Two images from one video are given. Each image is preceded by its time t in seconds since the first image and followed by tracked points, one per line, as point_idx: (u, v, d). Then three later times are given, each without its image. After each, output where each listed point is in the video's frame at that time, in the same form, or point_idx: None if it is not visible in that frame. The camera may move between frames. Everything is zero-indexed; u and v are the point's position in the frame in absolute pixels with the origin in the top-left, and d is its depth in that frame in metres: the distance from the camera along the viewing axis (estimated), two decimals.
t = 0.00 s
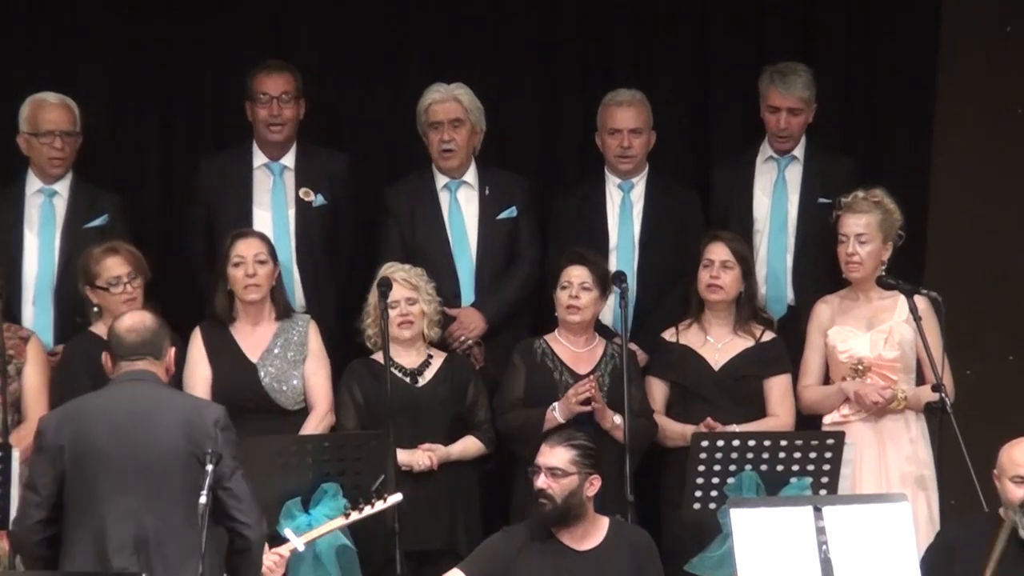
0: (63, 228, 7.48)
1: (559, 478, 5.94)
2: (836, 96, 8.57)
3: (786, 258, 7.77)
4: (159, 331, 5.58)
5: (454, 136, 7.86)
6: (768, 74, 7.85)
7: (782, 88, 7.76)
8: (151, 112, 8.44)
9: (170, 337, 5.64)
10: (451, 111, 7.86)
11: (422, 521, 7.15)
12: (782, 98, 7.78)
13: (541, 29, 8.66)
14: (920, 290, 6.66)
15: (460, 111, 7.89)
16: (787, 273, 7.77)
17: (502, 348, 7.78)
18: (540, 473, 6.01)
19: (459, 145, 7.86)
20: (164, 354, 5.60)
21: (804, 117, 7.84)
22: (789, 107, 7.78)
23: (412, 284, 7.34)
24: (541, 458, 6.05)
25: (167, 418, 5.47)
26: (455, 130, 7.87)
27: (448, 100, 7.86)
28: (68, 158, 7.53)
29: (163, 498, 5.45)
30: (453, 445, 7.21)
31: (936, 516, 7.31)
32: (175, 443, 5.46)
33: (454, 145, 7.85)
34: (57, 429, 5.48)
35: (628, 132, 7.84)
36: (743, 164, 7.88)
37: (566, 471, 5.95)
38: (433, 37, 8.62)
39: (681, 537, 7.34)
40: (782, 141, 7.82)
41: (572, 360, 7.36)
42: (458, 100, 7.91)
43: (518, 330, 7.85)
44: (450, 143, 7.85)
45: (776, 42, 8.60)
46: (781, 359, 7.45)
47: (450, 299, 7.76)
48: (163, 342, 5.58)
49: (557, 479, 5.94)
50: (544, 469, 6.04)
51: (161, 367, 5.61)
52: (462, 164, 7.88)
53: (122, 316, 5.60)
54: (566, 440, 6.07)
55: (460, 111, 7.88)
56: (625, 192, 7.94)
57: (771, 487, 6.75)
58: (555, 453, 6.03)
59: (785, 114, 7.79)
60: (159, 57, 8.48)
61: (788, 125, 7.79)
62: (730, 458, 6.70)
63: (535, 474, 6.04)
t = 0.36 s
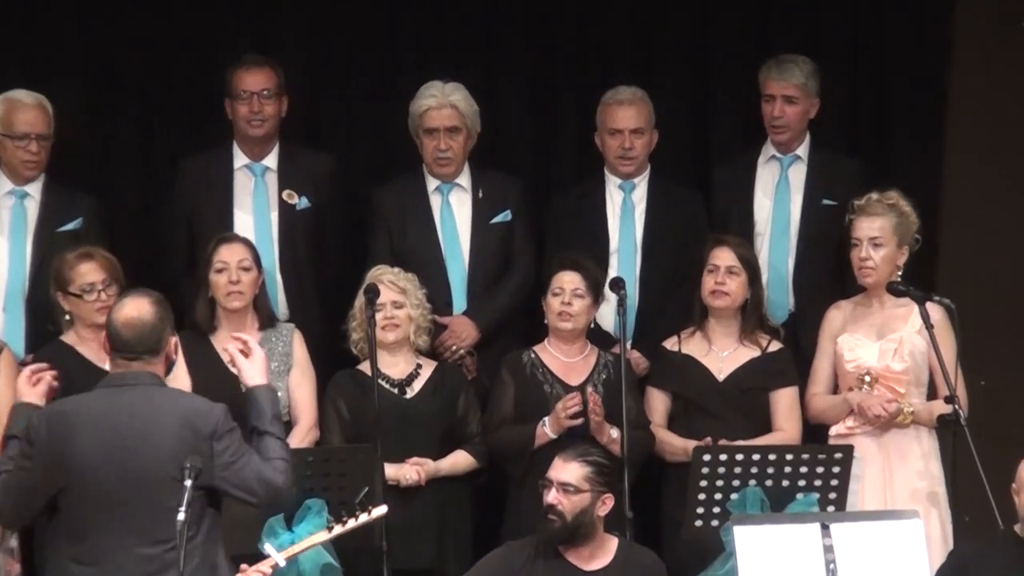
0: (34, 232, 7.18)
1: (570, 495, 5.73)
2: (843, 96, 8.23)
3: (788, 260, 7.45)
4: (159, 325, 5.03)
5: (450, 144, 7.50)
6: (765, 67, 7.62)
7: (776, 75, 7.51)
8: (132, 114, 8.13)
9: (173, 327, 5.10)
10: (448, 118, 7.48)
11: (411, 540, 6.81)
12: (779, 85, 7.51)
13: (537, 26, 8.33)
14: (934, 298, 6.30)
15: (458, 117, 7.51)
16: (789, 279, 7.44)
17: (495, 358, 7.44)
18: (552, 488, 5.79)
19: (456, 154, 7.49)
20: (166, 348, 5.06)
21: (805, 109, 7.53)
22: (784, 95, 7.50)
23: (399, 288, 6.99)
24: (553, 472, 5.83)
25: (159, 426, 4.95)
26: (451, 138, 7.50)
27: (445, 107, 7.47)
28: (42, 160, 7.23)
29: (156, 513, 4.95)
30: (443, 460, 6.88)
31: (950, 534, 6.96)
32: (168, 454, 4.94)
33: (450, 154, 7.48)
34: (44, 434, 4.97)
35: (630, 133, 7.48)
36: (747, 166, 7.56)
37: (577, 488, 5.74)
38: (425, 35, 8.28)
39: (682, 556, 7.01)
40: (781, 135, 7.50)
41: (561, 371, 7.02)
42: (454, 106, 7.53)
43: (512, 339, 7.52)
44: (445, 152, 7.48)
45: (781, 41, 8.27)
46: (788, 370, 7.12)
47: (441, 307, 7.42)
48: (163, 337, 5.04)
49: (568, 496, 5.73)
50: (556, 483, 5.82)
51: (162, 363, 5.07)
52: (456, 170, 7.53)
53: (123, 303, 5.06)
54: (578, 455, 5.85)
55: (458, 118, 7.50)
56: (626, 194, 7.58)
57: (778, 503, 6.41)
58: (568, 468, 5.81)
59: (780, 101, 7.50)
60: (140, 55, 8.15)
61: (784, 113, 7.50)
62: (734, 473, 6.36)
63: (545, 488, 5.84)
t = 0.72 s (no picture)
0: (8, 236, 6.85)
1: (567, 510, 5.39)
2: (856, 92, 7.90)
3: (800, 266, 7.10)
4: (206, 340, 4.90)
5: (447, 136, 7.18)
6: (772, 62, 7.30)
7: (781, 68, 7.20)
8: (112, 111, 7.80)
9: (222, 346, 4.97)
10: (446, 109, 7.18)
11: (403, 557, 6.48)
12: (782, 79, 7.19)
13: (537, 20, 8.00)
14: (951, 303, 5.97)
15: (456, 109, 7.21)
16: (801, 284, 7.09)
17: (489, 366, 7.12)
18: (547, 502, 5.45)
19: (452, 147, 7.18)
20: (213, 365, 4.93)
21: (811, 105, 7.19)
22: (788, 90, 7.17)
23: (388, 294, 6.66)
24: (548, 484, 5.48)
25: (183, 442, 4.83)
26: (447, 130, 7.19)
27: (443, 98, 7.19)
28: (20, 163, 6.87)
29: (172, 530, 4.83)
30: (431, 473, 6.56)
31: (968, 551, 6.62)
32: (188, 470, 4.82)
33: (447, 147, 7.17)
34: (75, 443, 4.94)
35: (632, 129, 7.14)
36: (756, 165, 7.22)
37: (575, 502, 5.40)
38: (418, 29, 7.96)
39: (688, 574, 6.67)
40: (787, 131, 7.16)
41: (550, 381, 6.72)
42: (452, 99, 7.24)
43: (508, 346, 7.20)
44: (442, 144, 7.17)
45: (789, 35, 7.94)
46: (800, 379, 6.78)
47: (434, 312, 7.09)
48: (210, 353, 4.91)
49: (564, 511, 5.39)
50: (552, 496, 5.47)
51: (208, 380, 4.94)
52: (453, 167, 7.21)
53: (171, 314, 4.94)
54: (577, 468, 5.48)
55: (456, 110, 7.19)
56: (629, 194, 7.22)
57: (787, 518, 6.06)
58: (564, 481, 5.46)
59: (785, 97, 7.17)
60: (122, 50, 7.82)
61: (789, 109, 7.16)
62: (742, 487, 6.03)
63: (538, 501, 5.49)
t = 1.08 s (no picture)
0: None
1: (545, 523, 5.06)
2: (869, 88, 7.60)
3: (813, 269, 6.79)
4: (237, 348, 4.75)
5: (441, 126, 6.85)
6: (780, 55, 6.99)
7: (787, 62, 6.91)
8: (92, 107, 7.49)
9: (253, 351, 4.83)
10: (441, 99, 6.86)
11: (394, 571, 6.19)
12: (789, 71, 6.90)
13: (537, 13, 7.71)
14: (968, 306, 5.68)
15: (451, 100, 6.89)
16: (814, 287, 6.78)
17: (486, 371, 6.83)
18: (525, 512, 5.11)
19: (445, 137, 6.85)
20: (243, 372, 4.79)
21: (821, 98, 6.87)
22: (796, 83, 6.87)
23: (380, 298, 6.35)
24: (527, 491, 5.13)
25: (220, 459, 4.69)
26: (442, 121, 6.87)
27: (439, 86, 6.89)
28: None
29: (212, 551, 4.69)
30: (422, 485, 6.28)
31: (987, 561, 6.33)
32: (227, 489, 4.68)
33: (440, 137, 6.84)
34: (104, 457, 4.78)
35: (634, 123, 6.85)
36: (765, 162, 6.92)
37: (553, 515, 5.05)
38: (412, 21, 7.66)
39: None
40: (798, 125, 6.85)
41: (547, 390, 6.41)
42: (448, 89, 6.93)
43: (506, 351, 6.90)
44: (435, 134, 6.84)
45: (798, 28, 7.64)
46: (811, 385, 6.48)
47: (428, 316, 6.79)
48: (241, 360, 4.77)
49: (542, 524, 5.06)
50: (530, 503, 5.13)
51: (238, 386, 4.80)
52: (447, 158, 6.86)
53: (198, 321, 4.79)
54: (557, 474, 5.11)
55: (451, 100, 6.88)
56: (631, 192, 6.91)
57: (797, 532, 5.75)
58: (542, 491, 5.09)
59: (793, 90, 6.88)
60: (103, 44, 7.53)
61: (797, 104, 6.87)
62: (748, 498, 5.73)
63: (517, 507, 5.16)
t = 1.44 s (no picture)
0: None
1: (546, 530, 4.92)
2: (883, 79, 7.31)
3: (830, 267, 6.52)
4: (252, 343, 4.50)
5: (445, 119, 6.58)
6: (791, 48, 6.69)
7: (795, 57, 6.60)
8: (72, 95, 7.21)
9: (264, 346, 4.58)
10: (445, 90, 6.59)
11: None
12: (799, 67, 6.62)
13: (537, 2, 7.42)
14: (987, 304, 5.41)
15: (456, 91, 6.62)
16: (832, 285, 6.52)
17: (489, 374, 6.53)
18: (519, 520, 4.95)
19: (449, 129, 6.57)
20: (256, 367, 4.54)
21: (835, 92, 6.57)
22: (809, 78, 6.58)
23: (380, 295, 6.09)
24: (517, 501, 4.99)
25: (234, 460, 4.43)
26: (446, 113, 6.59)
27: (443, 77, 6.61)
28: None
29: (228, 556, 4.43)
30: (419, 491, 6.00)
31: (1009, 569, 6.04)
32: (243, 491, 4.42)
33: (443, 130, 6.56)
34: (113, 458, 4.51)
35: (641, 114, 6.58)
36: (777, 154, 6.64)
37: (553, 520, 4.92)
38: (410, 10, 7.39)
39: None
40: (814, 122, 6.56)
41: (561, 391, 6.15)
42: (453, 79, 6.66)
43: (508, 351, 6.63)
44: (438, 127, 6.56)
45: (810, 18, 7.37)
46: (825, 387, 6.20)
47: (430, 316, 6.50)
48: (255, 356, 4.51)
49: (543, 531, 4.92)
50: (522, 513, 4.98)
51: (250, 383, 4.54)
52: (451, 151, 6.59)
53: (209, 315, 4.54)
54: (549, 482, 4.99)
55: (455, 92, 6.60)
56: (639, 186, 6.63)
57: (810, 540, 5.48)
58: (538, 498, 4.95)
59: (807, 86, 6.59)
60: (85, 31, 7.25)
61: (812, 100, 6.56)
62: (759, 505, 5.45)
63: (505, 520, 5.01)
